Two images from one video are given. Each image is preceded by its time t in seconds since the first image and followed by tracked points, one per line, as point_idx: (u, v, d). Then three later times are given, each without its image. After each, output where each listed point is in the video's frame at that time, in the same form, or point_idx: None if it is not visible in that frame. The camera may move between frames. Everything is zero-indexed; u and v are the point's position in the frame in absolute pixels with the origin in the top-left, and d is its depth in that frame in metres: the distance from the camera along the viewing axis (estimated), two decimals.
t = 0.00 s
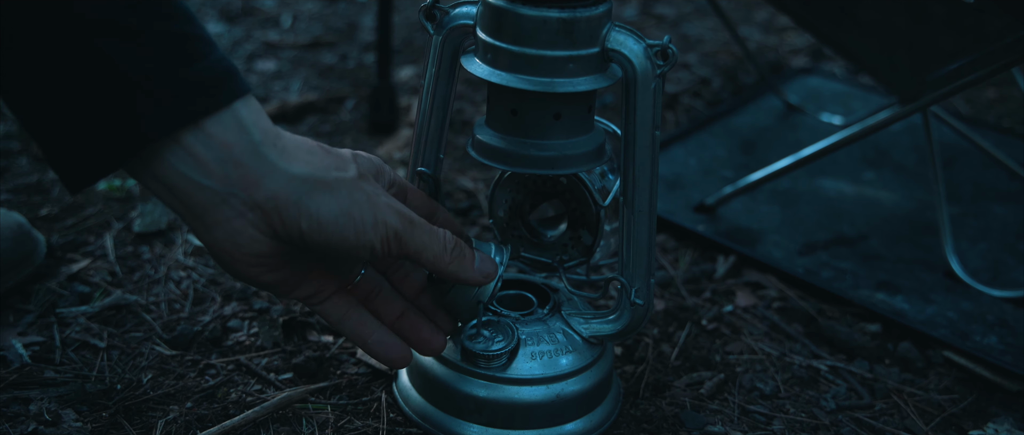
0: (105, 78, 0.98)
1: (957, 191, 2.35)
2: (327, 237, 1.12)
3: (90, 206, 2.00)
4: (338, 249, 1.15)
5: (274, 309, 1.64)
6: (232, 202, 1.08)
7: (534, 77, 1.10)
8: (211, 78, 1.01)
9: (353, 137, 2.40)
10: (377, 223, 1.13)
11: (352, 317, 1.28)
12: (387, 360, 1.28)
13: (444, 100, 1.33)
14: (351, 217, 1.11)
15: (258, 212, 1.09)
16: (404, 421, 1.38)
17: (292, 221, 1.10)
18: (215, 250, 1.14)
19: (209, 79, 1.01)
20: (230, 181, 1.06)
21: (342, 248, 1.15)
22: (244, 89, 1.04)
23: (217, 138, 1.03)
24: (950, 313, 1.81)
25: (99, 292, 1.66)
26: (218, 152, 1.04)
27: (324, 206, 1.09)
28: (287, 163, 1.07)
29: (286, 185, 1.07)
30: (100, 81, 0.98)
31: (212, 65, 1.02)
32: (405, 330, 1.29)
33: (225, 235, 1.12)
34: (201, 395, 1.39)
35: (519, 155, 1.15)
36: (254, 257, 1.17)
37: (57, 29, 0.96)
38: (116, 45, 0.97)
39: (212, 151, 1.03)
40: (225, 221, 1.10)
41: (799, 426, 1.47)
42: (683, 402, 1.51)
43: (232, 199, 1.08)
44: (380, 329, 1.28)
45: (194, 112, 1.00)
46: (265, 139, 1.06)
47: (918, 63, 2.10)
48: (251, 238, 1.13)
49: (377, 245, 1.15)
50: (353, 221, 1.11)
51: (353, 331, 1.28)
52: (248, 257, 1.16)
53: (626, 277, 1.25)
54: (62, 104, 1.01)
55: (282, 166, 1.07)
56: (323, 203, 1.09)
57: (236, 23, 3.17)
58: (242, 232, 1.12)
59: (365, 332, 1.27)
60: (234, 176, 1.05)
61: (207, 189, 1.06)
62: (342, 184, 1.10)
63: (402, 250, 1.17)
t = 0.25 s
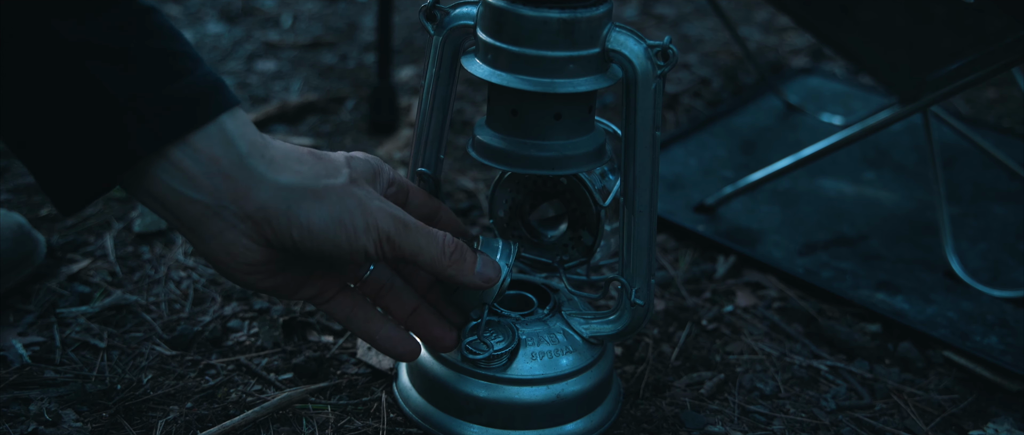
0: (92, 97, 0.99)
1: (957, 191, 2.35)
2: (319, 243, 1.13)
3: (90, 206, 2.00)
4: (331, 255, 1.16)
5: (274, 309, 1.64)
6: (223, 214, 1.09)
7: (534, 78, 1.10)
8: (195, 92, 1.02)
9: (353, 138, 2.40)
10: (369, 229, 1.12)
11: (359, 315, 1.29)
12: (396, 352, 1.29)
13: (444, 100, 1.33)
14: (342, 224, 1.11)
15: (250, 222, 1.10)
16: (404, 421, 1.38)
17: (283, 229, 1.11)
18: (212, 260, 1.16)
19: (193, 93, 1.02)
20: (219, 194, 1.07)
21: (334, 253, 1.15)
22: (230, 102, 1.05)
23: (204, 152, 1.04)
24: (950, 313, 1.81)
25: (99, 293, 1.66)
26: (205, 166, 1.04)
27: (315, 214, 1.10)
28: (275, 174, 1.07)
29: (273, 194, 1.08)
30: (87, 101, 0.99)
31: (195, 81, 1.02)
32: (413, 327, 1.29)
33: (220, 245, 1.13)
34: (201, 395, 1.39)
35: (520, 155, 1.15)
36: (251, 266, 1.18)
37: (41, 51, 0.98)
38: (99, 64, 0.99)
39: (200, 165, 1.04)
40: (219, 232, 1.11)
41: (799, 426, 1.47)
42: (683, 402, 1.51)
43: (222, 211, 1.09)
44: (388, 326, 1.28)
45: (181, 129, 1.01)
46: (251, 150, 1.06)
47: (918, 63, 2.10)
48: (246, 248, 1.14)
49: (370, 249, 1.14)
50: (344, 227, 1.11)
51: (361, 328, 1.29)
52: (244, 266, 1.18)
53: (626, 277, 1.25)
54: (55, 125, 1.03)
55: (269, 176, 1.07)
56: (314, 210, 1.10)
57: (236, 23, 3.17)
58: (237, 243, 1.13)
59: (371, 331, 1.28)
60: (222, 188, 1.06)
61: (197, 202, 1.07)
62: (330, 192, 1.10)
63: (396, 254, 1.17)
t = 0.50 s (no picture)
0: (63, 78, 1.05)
1: (957, 191, 2.35)
2: (279, 212, 1.11)
3: (90, 206, 2.00)
4: (297, 225, 1.13)
5: (274, 309, 1.64)
6: (188, 181, 1.12)
7: (534, 78, 1.10)
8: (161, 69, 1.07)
9: (353, 137, 2.40)
10: (327, 196, 1.08)
11: (352, 308, 1.24)
12: (388, 354, 1.26)
13: (444, 100, 1.33)
14: (295, 190, 1.08)
15: (213, 191, 1.12)
16: (404, 421, 1.38)
17: (243, 196, 1.11)
18: (193, 236, 1.19)
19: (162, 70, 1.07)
20: (178, 160, 1.10)
21: (298, 223, 1.12)
22: (194, 75, 1.10)
23: (160, 121, 1.08)
24: (950, 313, 1.81)
25: (99, 293, 1.66)
26: (163, 133, 1.08)
27: (269, 179, 1.09)
28: (230, 140, 1.09)
29: (228, 160, 1.09)
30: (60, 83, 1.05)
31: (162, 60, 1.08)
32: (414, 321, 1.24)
33: (195, 218, 1.16)
34: (201, 395, 1.39)
35: (520, 155, 1.15)
36: (228, 240, 1.20)
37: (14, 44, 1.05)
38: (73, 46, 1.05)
39: (157, 133, 1.08)
40: (190, 202, 1.15)
41: (799, 426, 1.47)
42: (683, 402, 1.51)
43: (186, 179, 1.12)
44: (380, 322, 1.24)
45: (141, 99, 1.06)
46: (208, 117, 1.09)
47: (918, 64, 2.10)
48: (216, 220, 1.16)
49: (335, 217, 1.10)
50: (298, 194, 1.09)
51: (353, 323, 1.24)
52: (221, 241, 1.20)
53: (626, 277, 1.25)
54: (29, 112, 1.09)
55: (224, 142, 1.09)
56: (268, 176, 1.09)
57: (236, 23, 3.17)
58: (209, 214, 1.16)
59: (361, 322, 1.23)
60: (181, 155, 1.10)
61: (163, 170, 1.12)
62: (285, 156, 1.08)
63: (364, 224, 1.11)
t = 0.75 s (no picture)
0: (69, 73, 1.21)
1: (957, 191, 2.35)
2: (282, 134, 1.22)
3: (90, 206, 2.00)
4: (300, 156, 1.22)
5: (274, 309, 1.64)
6: (206, 136, 1.26)
7: (534, 78, 1.10)
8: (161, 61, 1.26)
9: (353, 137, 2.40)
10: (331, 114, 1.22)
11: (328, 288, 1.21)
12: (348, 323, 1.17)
13: (444, 101, 1.33)
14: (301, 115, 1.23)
15: (228, 142, 1.25)
16: (404, 421, 1.38)
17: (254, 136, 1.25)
18: (199, 197, 1.23)
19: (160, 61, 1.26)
20: (201, 115, 1.26)
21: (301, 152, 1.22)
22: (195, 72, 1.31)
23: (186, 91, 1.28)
24: (950, 313, 1.81)
25: (99, 293, 1.66)
26: (190, 98, 1.27)
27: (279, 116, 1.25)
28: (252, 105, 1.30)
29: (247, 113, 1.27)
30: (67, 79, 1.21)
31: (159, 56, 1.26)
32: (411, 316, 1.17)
33: (206, 171, 1.24)
34: (201, 395, 1.39)
35: (520, 156, 1.15)
36: (231, 197, 1.23)
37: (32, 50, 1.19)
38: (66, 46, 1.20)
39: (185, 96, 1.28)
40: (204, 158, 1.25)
41: (799, 426, 1.47)
42: (683, 402, 1.51)
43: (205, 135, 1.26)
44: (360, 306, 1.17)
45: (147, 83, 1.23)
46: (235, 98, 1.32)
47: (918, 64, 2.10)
48: (222, 171, 1.24)
49: (332, 132, 1.20)
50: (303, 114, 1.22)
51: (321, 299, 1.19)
52: (223, 197, 1.23)
53: (626, 277, 1.25)
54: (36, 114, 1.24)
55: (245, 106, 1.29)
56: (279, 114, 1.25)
57: (236, 23, 3.18)
58: (219, 167, 1.24)
59: (352, 309, 1.16)
60: (203, 111, 1.27)
61: (182, 127, 1.26)
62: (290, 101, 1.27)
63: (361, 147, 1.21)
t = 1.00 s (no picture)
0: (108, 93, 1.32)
1: (957, 191, 2.35)
2: (309, 147, 1.36)
3: (90, 206, 2.00)
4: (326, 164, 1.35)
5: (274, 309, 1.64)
6: (239, 150, 1.39)
7: (534, 78, 1.10)
8: (195, 85, 1.37)
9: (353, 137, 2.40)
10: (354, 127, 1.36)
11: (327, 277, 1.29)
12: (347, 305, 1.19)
13: (444, 101, 1.33)
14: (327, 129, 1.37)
15: (258, 156, 1.39)
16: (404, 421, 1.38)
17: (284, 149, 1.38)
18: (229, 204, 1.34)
19: (192, 86, 1.37)
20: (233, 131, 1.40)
21: (327, 161, 1.35)
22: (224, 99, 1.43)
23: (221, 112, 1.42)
24: (950, 313, 1.81)
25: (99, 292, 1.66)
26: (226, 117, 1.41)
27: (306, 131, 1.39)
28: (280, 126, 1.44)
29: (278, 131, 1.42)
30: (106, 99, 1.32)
31: (193, 80, 1.37)
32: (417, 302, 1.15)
33: (236, 178, 1.36)
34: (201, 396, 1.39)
35: (520, 156, 1.14)
36: (257, 203, 1.34)
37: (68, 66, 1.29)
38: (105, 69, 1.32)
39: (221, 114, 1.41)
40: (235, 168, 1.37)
41: (799, 426, 1.47)
42: (683, 402, 1.51)
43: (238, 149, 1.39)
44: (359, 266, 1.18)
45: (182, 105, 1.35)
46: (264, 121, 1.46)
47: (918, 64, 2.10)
48: (250, 180, 1.36)
49: (356, 145, 1.34)
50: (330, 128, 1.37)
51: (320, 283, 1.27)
52: (248, 201, 1.34)
53: (626, 277, 1.25)
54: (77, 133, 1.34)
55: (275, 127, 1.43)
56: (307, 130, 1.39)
57: (236, 23, 3.18)
58: (248, 178, 1.36)
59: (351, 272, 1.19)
60: (235, 127, 1.40)
61: (215, 141, 1.38)
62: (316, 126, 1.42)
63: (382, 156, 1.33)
